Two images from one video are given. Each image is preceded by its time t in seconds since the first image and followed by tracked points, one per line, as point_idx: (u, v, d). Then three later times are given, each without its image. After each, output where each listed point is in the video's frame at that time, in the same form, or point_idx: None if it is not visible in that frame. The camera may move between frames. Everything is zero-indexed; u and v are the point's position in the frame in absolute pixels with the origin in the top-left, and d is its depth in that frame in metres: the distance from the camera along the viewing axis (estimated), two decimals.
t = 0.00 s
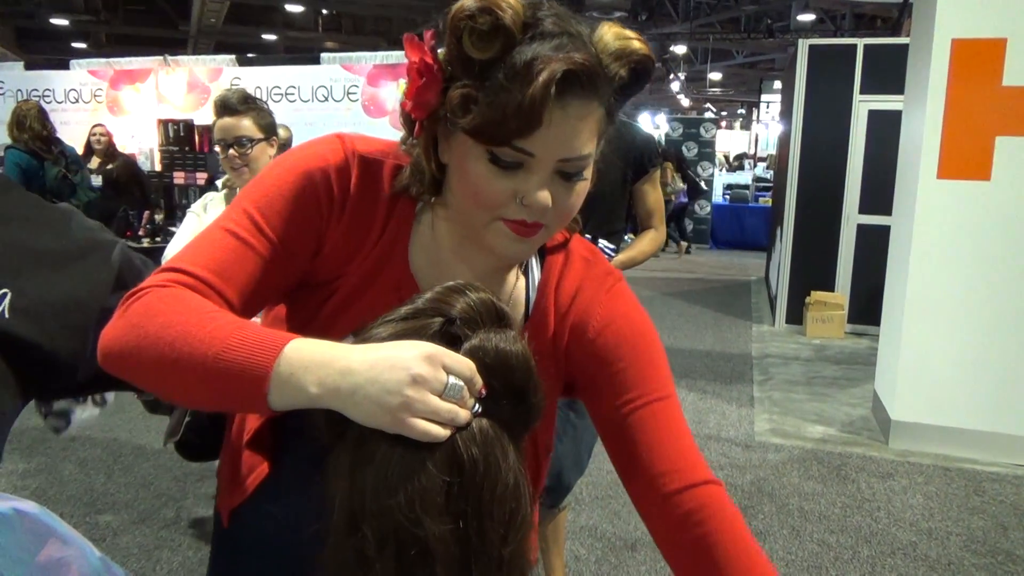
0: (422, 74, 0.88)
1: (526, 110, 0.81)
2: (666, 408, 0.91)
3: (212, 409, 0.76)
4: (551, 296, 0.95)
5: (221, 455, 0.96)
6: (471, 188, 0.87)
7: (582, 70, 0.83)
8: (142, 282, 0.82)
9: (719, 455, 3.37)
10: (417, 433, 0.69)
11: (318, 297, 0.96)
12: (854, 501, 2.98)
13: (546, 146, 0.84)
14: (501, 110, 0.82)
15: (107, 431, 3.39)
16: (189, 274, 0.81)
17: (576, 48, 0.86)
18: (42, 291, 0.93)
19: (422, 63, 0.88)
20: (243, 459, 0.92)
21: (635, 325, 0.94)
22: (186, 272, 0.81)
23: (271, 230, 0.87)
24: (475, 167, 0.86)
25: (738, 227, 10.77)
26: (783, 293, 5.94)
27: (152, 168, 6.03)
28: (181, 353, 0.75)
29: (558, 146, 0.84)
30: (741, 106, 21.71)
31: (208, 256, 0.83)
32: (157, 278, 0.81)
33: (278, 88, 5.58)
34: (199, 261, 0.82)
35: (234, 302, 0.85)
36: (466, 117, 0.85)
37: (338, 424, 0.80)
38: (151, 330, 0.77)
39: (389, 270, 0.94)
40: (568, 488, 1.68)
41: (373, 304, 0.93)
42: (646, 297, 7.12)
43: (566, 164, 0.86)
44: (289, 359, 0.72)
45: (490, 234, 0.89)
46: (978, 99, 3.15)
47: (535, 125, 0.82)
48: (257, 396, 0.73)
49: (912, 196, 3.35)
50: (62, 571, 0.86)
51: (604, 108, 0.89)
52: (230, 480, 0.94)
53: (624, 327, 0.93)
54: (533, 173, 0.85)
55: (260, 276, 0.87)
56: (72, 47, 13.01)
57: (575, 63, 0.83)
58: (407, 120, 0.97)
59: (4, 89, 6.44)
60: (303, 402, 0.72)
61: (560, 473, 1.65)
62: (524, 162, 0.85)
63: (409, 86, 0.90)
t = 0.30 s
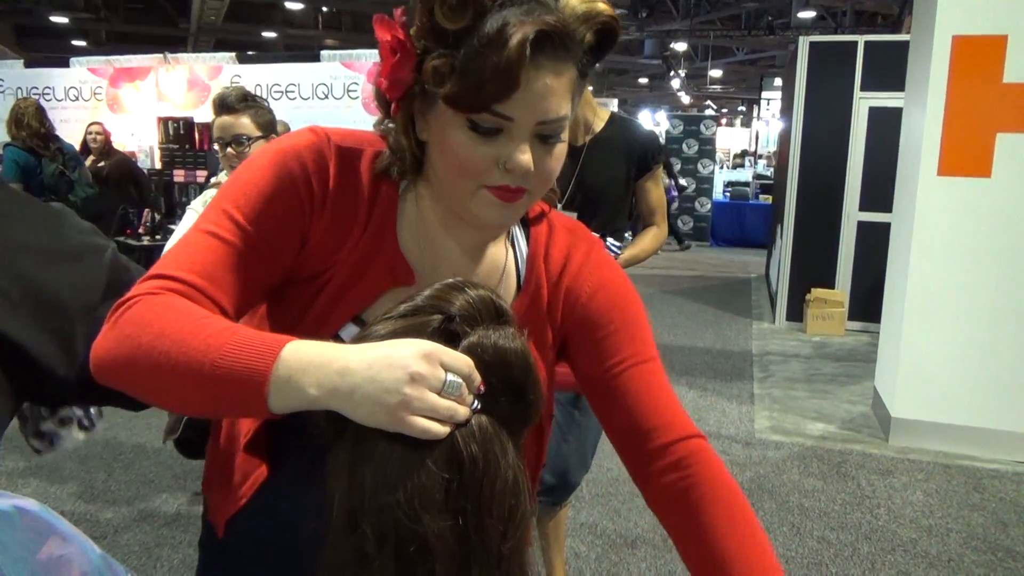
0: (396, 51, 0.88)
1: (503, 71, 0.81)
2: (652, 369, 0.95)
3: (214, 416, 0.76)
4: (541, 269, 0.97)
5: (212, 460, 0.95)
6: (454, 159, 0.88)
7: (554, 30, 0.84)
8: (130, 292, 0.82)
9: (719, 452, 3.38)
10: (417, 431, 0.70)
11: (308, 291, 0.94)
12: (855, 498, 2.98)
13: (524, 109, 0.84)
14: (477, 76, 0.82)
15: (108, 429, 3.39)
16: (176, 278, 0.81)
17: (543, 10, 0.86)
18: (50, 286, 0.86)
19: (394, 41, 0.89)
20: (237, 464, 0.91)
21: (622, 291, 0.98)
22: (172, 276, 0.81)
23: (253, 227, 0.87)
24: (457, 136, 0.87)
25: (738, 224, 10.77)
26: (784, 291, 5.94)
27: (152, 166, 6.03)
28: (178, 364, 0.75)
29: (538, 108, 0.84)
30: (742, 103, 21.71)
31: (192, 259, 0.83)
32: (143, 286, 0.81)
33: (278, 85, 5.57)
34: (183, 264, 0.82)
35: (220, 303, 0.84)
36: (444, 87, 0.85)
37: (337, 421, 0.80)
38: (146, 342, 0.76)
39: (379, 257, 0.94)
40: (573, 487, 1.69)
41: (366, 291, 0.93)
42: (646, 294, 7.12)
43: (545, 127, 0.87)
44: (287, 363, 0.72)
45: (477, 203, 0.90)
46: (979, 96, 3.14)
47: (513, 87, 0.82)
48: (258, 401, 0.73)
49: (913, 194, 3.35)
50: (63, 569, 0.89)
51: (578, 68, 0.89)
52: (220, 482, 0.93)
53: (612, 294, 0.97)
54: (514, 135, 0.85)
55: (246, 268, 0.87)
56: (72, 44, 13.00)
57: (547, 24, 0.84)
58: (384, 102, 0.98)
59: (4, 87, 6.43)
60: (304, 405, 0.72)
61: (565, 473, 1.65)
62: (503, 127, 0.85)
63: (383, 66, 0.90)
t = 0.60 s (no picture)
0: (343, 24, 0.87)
1: (455, 24, 0.81)
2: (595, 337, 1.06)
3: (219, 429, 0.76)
4: (524, 228, 1.00)
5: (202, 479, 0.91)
6: (418, 121, 0.86)
7: None
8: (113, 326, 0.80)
9: (721, 449, 3.37)
10: (418, 425, 0.70)
11: (293, 284, 0.90)
12: (857, 494, 2.98)
13: (480, 59, 0.84)
14: (427, 33, 0.81)
15: (110, 426, 3.39)
16: (154, 296, 0.79)
17: None
18: (29, 275, 1.01)
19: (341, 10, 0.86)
20: (235, 472, 0.89)
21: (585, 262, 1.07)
22: (152, 297, 0.78)
23: (222, 229, 0.83)
24: (416, 98, 0.85)
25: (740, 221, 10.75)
26: (786, 287, 5.93)
27: (153, 163, 6.04)
28: (175, 378, 0.74)
29: (492, 56, 0.84)
30: (744, 100, 21.68)
31: (166, 275, 0.80)
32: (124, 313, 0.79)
33: (280, 82, 5.56)
34: (160, 282, 0.79)
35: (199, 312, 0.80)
36: (398, 49, 0.83)
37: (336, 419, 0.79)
38: (138, 372, 0.75)
39: (362, 236, 0.90)
40: (580, 484, 1.69)
41: (356, 271, 0.89)
42: (648, 291, 7.11)
43: (503, 76, 0.86)
44: (285, 368, 0.72)
45: (446, 163, 0.88)
46: (981, 92, 3.13)
47: (466, 36, 0.82)
48: (259, 409, 0.72)
49: (915, 190, 3.34)
50: (65, 565, 0.90)
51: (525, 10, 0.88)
52: (216, 493, 0.90)
53: (578, 265, 1.05)
54: (472, 87, 0.85)
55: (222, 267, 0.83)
56: (73, 41, 13.00)
57: None
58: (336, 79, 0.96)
59: (5, 84, 6.42)
60: (305, 407, 0.72)
61: (570, 470, 1.66)
62: (462, 81, 0.84)
63: (333, 40, 0.88)
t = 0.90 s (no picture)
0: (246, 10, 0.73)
1: None
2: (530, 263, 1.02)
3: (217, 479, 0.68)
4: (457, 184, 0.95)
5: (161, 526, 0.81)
6: (343, 113, 0.74)
7: None
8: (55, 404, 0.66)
9: (722, 447, 3.37)
10: (427, 427, 0.67)
11: (241, 307, 0.76)
12: (857, 493, 2.97)
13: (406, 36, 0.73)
14: (348, 20, 0.70)
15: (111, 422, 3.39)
16: (103, 356, 0.65)
17: None
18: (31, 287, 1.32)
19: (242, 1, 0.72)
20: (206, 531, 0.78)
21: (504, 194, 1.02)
22: (95, 364, 0.65)
23: (150, 268, 0.67)
24: (336, 93, 0.73)
25: (740, 218, 10.75)
26: (786, 286, 5.93)
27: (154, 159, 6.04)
28: (156, 443, 0.64)
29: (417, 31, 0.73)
30: (745, 97, 21.68)
31: (96, 335, 0.65)
32: (69, 389, 0.65)
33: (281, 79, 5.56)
34: (94, 344, 0.65)
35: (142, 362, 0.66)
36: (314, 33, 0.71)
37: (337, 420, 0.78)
38: (106, 452, 0.64)
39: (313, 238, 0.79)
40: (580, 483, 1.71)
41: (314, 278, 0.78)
42: (648, 288, 7.12)
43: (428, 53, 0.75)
44: (291, 395, 0.65)
45: (378, 156, 0.77)
46: (983, 90, 3.12)
47: (389, 22, 0.71)
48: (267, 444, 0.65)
49: (917, 189, 3.34)
50: (66, 558, 1.05)
51: None
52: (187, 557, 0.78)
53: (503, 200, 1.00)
54: (398, 72, 0.73)
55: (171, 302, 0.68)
56: (73, 37, 13.00)
57: None
58: (239, 68, 0.80)
59: (6, 81, 6.42)
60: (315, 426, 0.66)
61: (571, 468, 1.70)
62: (388, 62, 0.73)
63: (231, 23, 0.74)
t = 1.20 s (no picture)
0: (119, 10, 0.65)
1: None
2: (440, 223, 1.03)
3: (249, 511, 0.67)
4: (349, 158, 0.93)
5: None
6: (245, 111, 0.71)
7: None
8: (35, 511, 0.60)
9: (724, 445, 3.38)
10: (439, 429, 0.67)
11: (173, 330, 0.69)
12: (859, 491, 2.98)
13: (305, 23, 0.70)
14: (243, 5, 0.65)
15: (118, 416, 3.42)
16: (76, 442, 0.59)
17: None
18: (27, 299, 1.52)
19: None
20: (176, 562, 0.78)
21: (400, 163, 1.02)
22: (64, 452, 0.59)
23: (79, 328, 0.59)
24: (236, 87, 0.70)
25: (744, 216, 10.73)
26: (789, 283, 5.93)
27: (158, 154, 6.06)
28: (193, 502, 0.61)
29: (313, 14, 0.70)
30: (750, 95, 21.66)
31: (47, 419, 0.58)
32: (47, 489, 0.59)
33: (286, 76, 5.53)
34: (52, 429, 0.59)
35: (89, 433, 0.60)
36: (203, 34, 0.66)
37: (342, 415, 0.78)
38: (126, 536, 0.60)
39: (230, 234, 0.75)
40: (581, 479, 1.75)
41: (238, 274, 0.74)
42: (652, 286, 7.12)
43: (327, 34, 0.73)
44: (313, 412, 0.65)
45: (288, 149, 0.74)
46: (988, 87, 3.11)
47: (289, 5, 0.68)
48: (299, 472, 0.65)
49: (920, 187, 3.33)
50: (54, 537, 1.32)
51: None
52: None
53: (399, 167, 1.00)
54: (303, 58, 0.71)
55: (112, 356, 0.61)
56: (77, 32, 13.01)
57: None
58: (97, 68, 0.71)
59: (12, 75, 6.42)
60: (337, 440, 0.67)
61: (571, 464, 1.73)
62: (289, 55, 0.70)
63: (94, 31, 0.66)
